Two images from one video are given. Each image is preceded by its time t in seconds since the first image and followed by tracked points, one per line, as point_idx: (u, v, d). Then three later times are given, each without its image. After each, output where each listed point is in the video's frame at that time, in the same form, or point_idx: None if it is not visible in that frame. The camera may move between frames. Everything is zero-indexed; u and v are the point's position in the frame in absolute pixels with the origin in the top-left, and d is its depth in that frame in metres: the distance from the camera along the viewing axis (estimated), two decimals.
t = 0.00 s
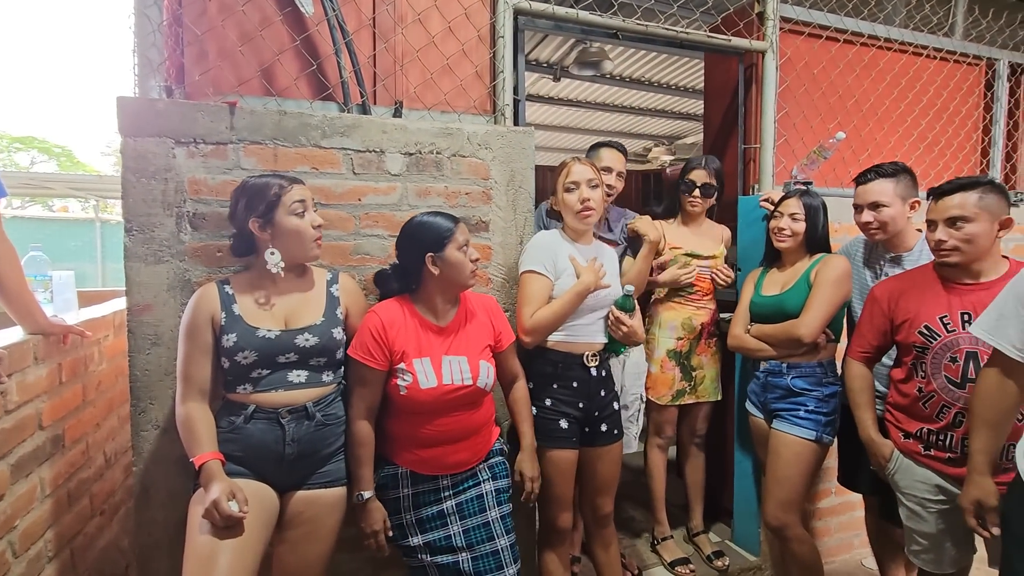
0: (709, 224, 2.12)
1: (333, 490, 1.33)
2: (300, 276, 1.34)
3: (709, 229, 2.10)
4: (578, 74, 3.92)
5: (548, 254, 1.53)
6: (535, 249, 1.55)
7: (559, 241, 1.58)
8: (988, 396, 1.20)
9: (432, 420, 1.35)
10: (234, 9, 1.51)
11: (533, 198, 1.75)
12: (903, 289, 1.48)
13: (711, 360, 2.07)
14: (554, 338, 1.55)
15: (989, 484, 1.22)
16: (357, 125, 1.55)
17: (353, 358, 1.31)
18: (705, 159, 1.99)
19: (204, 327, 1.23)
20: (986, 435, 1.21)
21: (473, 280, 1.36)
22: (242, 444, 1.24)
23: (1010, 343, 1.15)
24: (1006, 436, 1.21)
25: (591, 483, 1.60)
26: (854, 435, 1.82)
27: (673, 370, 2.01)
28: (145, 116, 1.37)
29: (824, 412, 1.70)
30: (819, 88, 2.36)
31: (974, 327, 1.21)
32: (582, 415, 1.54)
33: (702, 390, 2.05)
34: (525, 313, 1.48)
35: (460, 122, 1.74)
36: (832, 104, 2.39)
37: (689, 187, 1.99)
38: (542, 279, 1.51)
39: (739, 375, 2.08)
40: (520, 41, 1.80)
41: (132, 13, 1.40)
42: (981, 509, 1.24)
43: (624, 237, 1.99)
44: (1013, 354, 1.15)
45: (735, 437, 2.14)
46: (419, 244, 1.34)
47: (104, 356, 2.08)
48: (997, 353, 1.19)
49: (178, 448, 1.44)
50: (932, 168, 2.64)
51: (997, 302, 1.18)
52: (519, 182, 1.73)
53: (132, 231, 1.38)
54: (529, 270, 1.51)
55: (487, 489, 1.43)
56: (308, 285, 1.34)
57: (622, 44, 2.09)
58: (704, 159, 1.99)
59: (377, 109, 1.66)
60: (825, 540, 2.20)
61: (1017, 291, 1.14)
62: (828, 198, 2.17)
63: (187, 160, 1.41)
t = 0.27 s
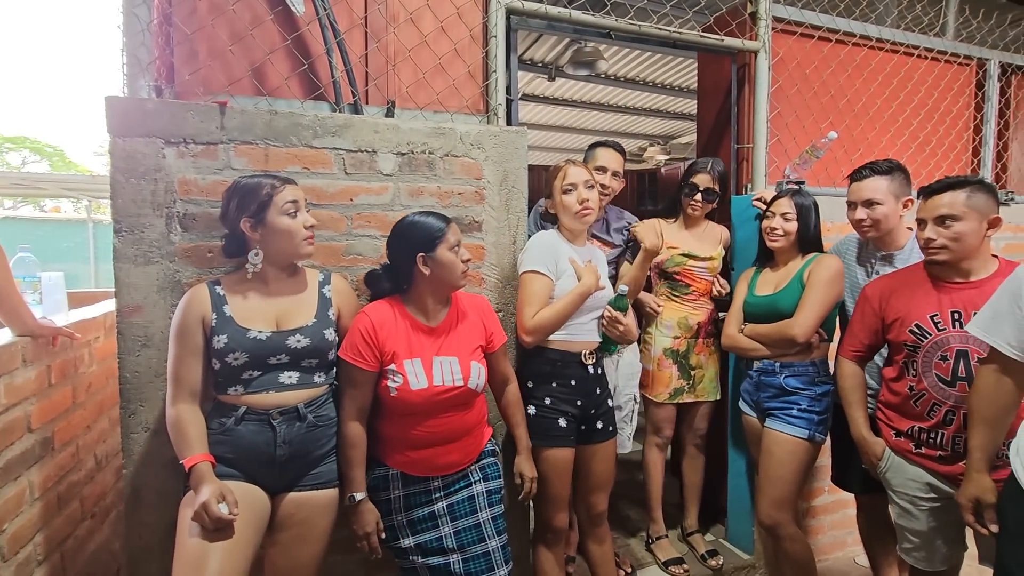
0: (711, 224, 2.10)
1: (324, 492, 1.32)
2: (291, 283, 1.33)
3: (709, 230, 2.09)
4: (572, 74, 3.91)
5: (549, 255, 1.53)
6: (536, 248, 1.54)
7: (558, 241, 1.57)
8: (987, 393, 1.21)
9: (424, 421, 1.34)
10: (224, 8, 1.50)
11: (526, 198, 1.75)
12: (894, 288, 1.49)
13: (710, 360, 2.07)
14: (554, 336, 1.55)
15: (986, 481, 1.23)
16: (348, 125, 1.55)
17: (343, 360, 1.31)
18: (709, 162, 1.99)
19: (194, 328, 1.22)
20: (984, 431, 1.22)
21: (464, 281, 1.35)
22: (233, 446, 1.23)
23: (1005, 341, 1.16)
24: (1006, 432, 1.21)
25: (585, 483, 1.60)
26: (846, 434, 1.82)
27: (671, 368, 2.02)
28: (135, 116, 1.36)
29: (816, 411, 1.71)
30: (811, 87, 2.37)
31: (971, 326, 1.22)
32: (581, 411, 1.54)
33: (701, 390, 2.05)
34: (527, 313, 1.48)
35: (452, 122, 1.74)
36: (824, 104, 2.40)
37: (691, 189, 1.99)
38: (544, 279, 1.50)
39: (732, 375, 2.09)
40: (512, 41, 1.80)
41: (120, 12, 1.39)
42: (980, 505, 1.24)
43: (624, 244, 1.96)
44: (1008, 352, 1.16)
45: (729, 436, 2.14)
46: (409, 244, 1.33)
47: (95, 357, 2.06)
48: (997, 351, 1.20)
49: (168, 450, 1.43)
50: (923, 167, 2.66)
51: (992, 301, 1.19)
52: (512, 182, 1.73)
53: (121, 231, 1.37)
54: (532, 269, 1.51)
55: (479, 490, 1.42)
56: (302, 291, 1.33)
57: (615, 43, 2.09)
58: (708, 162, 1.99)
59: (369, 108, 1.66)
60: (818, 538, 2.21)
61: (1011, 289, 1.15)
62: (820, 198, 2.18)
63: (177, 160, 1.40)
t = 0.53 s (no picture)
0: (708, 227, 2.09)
1: (322, 492, 1.32)
2: (290, 284, 1.33)
3: (709, 229, 2.08)
4: (569, 73, 3.92)
5: (554, 254, 1.53)
6: (541, 247, 1.53)
7: (558, 241, 1.57)
8: (985, 392, 1.21)
9: (422, 420, 1.35)
10: (221, 8, 1.50)
11: (524, 198, 1.75)
12: (890, 286, 1.49)
13: (710, 359, 2.07)
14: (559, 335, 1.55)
15: (984, 480, 1.24)
16: (345, 125, 1.55)
17: (340, 360, 1.31)
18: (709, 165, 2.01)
19: (191, 329, 1.22)
20: (982, 430, 1.23)
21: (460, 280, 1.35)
22: (230, 447, 1.23)
23: (1001, 340, 1.16)
24: (1004, 430, 1.21)
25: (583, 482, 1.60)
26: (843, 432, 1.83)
27: (670, 366, 2.02)
28: (130, 116, 1.36)
29: (814, 409, 1.71)
30: (807, 87, 2.37)
31: (968, 326, 1.22)
32: (584, 408, 1.55)
33: (701, 387, 2.06)
34: (535, 312, 1.47)
35: (449, 122, 1.74)
36: (820, 103, 2.41)
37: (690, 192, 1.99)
38: (551, 278, 1.50)
39: (730, 373, 2.09)
40: (509, 40, 1.80)
41: (116, 12, 1.39)
42: (977, 504, 1.25)
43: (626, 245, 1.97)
44: (1005, 351, 1.16)
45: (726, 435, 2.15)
46: (405, 244, 1.33)
47: (92, 358, 2.06)
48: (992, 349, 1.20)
49: (166, 451, 1.43)
50: (919, 166, 2.67)
51: (988, 299, 1.19)
52: (509, 182, 1.73)
53: (118, 233, 1.37)
54: (539, 268, 1.49)
55: (476, 490, 1.43)
56: (300, 292, 1.33)
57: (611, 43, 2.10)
58: (707, 164, 2.01)
59: (365, 108, 1.66)
60: (815, 535, 2.22)
61: (1006, 288, 1.16)
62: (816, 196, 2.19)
63: (173, 160, 1.40)
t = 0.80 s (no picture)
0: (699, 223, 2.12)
1: (323, 494, 1.32)
2: (290, 286, 1.33)
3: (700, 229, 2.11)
4: (568, 73, 3.92)
5: (562, 257, 1.52)
6: (549, 252, 1.52)
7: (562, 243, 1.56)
8: (986, 392, 1.21)
9: (424, 421, 1.35)
10: (220, 10, 1.50)
11: (524, 198, 1.75)
12: (892, 285, 1.50)
13: (707, 360, 2.07)
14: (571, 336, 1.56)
15: (987, 480, 1.24)
16: (345, 126, 1.55)
17: (340, 361, 1.31)
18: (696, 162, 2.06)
19: (192, 331, 1.22)
20: (984, 429, 1.23)
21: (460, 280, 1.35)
22: (231, 448, 1.23)
23: (1002, 339, 1.16)
24: (1007, 430, 1.22)
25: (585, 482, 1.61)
26: (843, 430, 1.83)
27: (665, 366, 2.05)
28: (130, 118, 1.36)
29: (814, 408, 1.72)
30: (806, 85, 2.38)
31: (968, 325, 1.23)
32: (588, 406, 1.57)
33: (698, 388, 2.06)
34: (562, 317, 1.44)
35: (449, 122, 1.74)
36: (819, 101, 2.41)
37: (681, 190, 2.03)
38: (566, 282, 1.49)
39: (730, 372, 2.09)
40: (508, 41, 1.80)
41: (115, 14, 1.39)
42: (980, 504, 1.25)
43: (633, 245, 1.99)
44: (1006, 350, 1.16)
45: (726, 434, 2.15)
46: (404, 244, 1.33)
47: (93, 361, 2.06)
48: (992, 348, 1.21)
49: (167, 453, 1.43)
50: (918, 164, 2.67)
51: (989, 297, 1.20)
52: (509, 182, 1.73)
53: (118, 235, 1.36)
54: (556, 273, 1.48)
55: (477, 491, 1.43)
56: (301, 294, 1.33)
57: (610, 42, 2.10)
58: (696, 162, 2.05)
59: (365, 109, 1.66)
60: (816, 533, 2.22)
61: (1007, 286, 1.16)
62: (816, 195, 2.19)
63: (174, 162, 1.40)
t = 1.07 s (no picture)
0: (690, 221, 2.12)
1: (322, 495, 1.32)
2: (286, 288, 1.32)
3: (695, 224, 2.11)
4: (566, 71, 3.91)
5: (565, 259, 1.51)
6: (552, 253, 1.50)
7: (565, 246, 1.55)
8: (987, 391, 1.21)
9: (423, 422, 1.34)
10: (215, 10, 1.49)
11: (522, 197, 1.75)
12: (893, 282, 1.49)
13: (699, 357, 2.05)
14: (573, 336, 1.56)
15: (990, 480, 1.23)
16: (342, 126, 1.54)
17: (338, 362, 1.31)
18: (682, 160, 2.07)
19: (189, 333, 1.21)
20: (986, 429, 1.22)
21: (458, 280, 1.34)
22: (228, 451, 1.23)
23: (1003, 337, 1.16)
24: (1007, 428, 1.21)
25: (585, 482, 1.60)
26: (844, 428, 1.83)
27: (654, 364, 2.08)
28: (126, 119, 1.35)
29: (815, 406, 1.71)
30: (805, 82, 2.37)
31: (967, 324, 1.22)
32: (589, 404, 1.56)
33: (689, 385, 2.06)
34: (570, 320, 1.44)
35: (447, 121, 1.73)
36: (818, 98, 2.40)
37: (670, 188, 2.04)
38: (569, 284, 1.48)
39: (730, 370, 2.09)
40: (506, 39, 1.79)
41: (110, 14, 1.38)
42: (985, 504, 1.23)
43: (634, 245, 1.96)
44: (1007, 348, 1.16)
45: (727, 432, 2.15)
46: (401, 244, 1.33)
47: (90, 363, 2.05)
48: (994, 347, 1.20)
49: (165, 455, 1.42)
50: (917, 161, 2.66)
51: (988, 295, 1.19)
52: (507, 181, 1.72)
53: (114, 236, 1.36)
54: (560, 275, 1.47)
55: (477, 491, 1.42)
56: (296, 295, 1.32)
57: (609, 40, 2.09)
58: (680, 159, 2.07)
59: (362, 109, 1.65)
60: (817, 531, 2.22)
61: (1006, 284, 1.16)
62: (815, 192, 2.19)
63: (170, 163, 1.39)
